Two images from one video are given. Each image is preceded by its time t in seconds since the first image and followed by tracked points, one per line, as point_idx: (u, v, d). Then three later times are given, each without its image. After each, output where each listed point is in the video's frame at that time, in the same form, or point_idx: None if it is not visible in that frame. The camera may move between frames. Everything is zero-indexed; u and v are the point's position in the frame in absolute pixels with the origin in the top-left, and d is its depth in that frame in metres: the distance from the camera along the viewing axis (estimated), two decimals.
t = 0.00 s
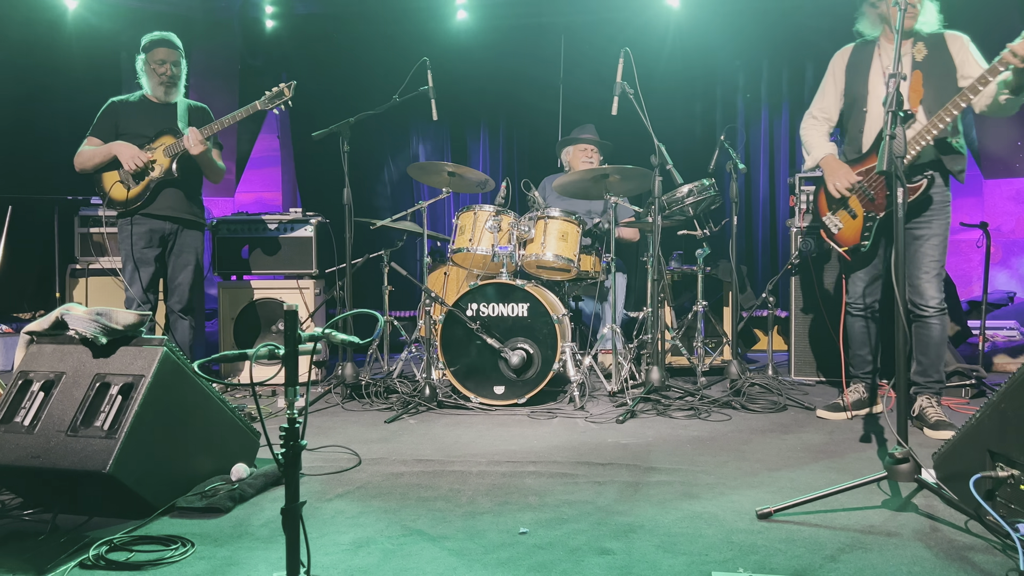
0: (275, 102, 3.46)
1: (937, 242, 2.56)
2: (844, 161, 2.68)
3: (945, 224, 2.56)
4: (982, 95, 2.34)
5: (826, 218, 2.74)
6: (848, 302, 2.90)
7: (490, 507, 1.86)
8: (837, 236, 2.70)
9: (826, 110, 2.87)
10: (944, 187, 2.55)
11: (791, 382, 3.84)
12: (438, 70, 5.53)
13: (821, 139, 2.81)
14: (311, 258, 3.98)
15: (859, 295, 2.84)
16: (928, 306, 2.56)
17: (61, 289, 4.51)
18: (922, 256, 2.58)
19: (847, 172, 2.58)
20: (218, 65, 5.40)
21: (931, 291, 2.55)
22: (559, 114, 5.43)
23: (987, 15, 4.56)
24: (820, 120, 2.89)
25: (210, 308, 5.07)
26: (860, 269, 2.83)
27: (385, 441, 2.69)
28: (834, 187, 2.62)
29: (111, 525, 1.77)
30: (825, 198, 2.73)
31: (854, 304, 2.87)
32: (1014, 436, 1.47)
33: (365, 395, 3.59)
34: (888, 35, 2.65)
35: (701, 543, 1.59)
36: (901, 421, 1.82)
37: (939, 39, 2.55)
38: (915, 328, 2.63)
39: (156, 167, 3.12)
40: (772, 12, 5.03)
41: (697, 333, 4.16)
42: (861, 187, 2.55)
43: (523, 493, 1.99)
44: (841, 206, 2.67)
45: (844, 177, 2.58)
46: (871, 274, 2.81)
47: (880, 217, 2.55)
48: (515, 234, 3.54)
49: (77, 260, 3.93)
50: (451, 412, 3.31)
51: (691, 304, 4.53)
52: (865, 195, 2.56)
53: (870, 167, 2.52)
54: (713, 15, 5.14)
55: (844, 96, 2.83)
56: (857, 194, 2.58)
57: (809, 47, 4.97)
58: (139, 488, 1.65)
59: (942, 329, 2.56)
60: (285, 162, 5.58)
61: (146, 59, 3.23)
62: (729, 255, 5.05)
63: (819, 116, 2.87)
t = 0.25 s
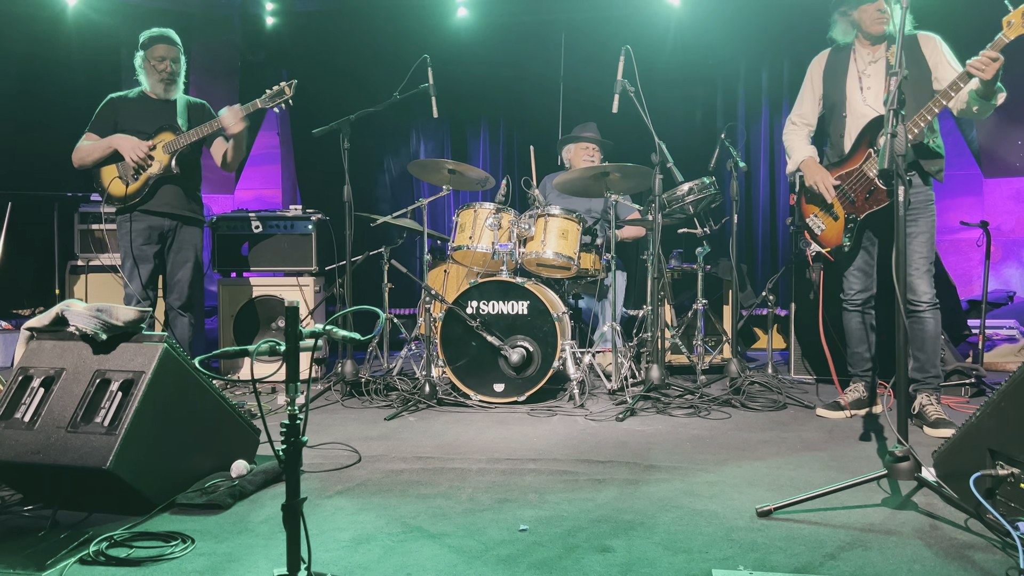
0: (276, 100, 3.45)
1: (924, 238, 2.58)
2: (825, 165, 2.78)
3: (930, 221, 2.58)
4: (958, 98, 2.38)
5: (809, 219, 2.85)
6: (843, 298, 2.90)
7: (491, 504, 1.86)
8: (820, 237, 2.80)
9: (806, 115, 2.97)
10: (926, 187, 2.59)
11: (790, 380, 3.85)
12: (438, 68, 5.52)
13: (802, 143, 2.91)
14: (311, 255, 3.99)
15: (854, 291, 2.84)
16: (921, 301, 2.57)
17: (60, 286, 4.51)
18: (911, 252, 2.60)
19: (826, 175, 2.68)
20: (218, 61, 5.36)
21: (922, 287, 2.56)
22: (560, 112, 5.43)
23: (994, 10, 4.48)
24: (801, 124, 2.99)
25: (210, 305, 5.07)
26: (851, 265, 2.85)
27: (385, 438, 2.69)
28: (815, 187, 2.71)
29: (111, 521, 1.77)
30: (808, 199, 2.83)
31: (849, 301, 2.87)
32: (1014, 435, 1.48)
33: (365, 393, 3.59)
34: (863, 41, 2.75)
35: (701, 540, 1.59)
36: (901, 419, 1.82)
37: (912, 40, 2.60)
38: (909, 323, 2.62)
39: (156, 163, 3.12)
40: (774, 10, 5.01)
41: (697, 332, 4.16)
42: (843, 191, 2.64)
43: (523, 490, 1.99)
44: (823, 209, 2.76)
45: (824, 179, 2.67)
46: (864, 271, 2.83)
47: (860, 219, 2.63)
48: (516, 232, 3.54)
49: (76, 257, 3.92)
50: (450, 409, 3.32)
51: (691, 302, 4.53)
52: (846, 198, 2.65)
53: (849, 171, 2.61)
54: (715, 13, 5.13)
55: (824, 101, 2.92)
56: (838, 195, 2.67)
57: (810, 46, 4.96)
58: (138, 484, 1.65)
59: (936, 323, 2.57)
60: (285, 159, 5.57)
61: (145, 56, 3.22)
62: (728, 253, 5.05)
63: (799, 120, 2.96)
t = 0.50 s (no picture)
0: (277, 99, 3.45)
1: (917, 234, 2.57)
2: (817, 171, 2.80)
3: (921, 217, 2.58)
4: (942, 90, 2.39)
5: (808, 226, 2.84)
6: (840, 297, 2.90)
7: (489, 503, 1.86)
8: (819, 242, 2.77)
9: (796, 121, 2.98)
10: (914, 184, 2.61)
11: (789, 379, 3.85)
12: (438, 66, 5.51)
13: (794, 149, 2.92)
14: (310, 253, 3.98)
15: (850, 290, 2.85)
16: (919, 296, 2.56)
17: (58, 283, 4.50)
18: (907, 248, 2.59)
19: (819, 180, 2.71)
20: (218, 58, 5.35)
21: (919, 282, 2.55)
22: (559, 111, 5.42)
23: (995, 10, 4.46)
24: (791, 131, 3.00)
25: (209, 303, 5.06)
26: (848, 265, 2.84)
27: (384, 436, 2.68)
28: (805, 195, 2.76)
29: (108, 518, 1.76)
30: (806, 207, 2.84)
31: (845, 299, 2.87)
32: (1014, 435, 1.47)
33: (364, 391, 3.58)
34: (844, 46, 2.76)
35: (700, 539, 1.59)
36: (900, 418, 1.82)
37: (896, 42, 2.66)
38: (908, 319, 2.61)
39: (155, 159, 3.12)
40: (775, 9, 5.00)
41: (697, 331, 4.16)
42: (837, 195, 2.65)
43: (522, 489, 1.99)
44: (819, 214, 2.76)
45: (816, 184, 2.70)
46: (860, 269, 2.83)
47: (856, 222, 2.62)
48: (515, 230, 3.52)
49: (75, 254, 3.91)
50: (449, 407, 3.31)
51: (690, 300, 4.53)
52: (840, 202, 2.65)
53: (841, 175, 2.63)
54: (715, 12, 5.12)
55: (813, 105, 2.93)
56: (832, 199, 2.68)
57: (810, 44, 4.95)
58: (136, 482, 1.64)
59: (935, 318, 2.55)
60: (284, 156, 5.53)
61: (143, 52, 3.21)
62: (728, 252, 5.05)
63: (790, 127, 2.97)
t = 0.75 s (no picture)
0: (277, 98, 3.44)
1: (918, 232, 2.59)
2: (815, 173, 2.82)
3: (922, 215, 2.59)
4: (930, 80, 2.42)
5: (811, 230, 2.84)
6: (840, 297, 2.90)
7: (488, 502, 1.86)
8: (820, 245, 2.76)
9: (796, 127, 3.01)
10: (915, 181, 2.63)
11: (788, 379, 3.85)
12: (437, 65, 5.50)
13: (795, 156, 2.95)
14: (309, 252, 3.98)
15: (851, 290, 2.84)
16: (924, 294, 2.56)
17: (57, 281, 4.49)
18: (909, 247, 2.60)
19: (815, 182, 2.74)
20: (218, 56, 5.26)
21: (922, 279, 2.56)
22: (559, 110, 5.42)
23: (994, 11, 4.47)
24: (794, 137, 3.02)
25: (207, 301, 5.06)
26: (848, 266, 2.84)
27: (382, 435, 2.68)
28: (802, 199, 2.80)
29: (107, 517, 1.76)
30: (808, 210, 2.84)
31: (846, 300, 2.86)
32: (1011, 435, 1.48)
33: (362, 390, 3.58)
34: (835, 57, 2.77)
35: (698, 539, 1.59)
36: (899, 419, 1.82)
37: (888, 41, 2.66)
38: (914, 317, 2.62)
39: (155, 158, 3.11)
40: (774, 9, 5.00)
41: (695, 330, 4.16)
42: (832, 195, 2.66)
43: (521, 488, 1.99)
44: (819, 217, 2.76)
45: (810, 187, 2.74)
46: (861, 270, 2.83)
47: (854, 220, 2.60)
48: (514, 229, 3.52)
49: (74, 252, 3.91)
50: (448, 406, 3.31)
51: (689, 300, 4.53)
52: (837, 202, 2.65)
53: (836, 175, 2.65)
54: (714, 11, 5.12)
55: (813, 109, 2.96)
56: (828, 201, 2.69)
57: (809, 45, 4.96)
58: (134, 480, 1.64)
59: (941, 316, 2.55)
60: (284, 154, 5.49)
61: (144, 50, 3.20)
62: (727, 252, 5.05)
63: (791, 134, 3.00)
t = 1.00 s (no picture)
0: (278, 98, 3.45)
1: (926, 237, 2.58)
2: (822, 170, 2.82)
3: (932, 220, 2.58)
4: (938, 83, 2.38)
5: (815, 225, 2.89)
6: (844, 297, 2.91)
7: (489, 500, 1.86)
8: (823, 241, 2.83)
9: (809, 121, 3.00)
10: (925, 188, 2.60)
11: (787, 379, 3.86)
12: (438, 65, 5.51)
13: (806, 149, 2.94)
14: (309, 251, 3.99)
15: (856, 290, 2.84)
16: (930, 300, 2.56)
17: (57, 280, 4.49)
18: (914, 252, 2.60)
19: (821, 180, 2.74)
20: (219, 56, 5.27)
21: (928, 285, 2.56)
22: (559, 110, 5.43)
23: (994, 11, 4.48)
24: (805, 130, 3.02)
25: (208, 300, 5.07)
26: (852, 266, 2.85)
27: (383, 434, 2.69)
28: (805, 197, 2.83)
29: (110, 514, 1.77)
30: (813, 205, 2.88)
31: (851, 300, 2.86)
32: (1010, 434, 1.49)
33: (363, 389, 3.59)
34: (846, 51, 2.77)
35: (699, 537, 1.60)
36: (898, 418, 1.83)
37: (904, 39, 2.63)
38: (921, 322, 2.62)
39: (156, 157, 3.11)
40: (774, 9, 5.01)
41: (695, 330, 4.18)
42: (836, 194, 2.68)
43: (521, 486, 1.99)
44: (822, 214, 2.80)
45: (817, 185, 2.74)
46: (865, 270, 2.84)
47: (855, 220, 2.63)
48: (515, 229, 3.53)
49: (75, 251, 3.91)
50: (448, 406, 3.32)
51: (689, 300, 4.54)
52: (840, 201, 2.67)
53: (841, 174, 2.64)
54: (714, 12, 5.13)
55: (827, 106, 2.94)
56: (832, 200, 2.70)
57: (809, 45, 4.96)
58: (137, 477, 1.65)
59: (947, 322, 2.55)
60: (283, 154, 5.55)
61: (148, 48, 3.21)
62: (727, 252, 5.06)
63: (803, 126, 3.00)
